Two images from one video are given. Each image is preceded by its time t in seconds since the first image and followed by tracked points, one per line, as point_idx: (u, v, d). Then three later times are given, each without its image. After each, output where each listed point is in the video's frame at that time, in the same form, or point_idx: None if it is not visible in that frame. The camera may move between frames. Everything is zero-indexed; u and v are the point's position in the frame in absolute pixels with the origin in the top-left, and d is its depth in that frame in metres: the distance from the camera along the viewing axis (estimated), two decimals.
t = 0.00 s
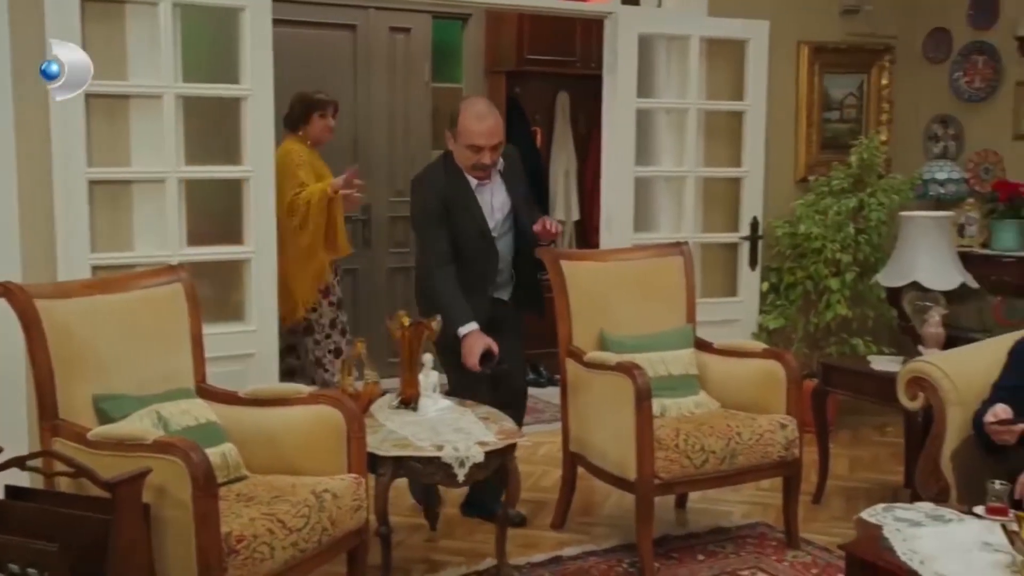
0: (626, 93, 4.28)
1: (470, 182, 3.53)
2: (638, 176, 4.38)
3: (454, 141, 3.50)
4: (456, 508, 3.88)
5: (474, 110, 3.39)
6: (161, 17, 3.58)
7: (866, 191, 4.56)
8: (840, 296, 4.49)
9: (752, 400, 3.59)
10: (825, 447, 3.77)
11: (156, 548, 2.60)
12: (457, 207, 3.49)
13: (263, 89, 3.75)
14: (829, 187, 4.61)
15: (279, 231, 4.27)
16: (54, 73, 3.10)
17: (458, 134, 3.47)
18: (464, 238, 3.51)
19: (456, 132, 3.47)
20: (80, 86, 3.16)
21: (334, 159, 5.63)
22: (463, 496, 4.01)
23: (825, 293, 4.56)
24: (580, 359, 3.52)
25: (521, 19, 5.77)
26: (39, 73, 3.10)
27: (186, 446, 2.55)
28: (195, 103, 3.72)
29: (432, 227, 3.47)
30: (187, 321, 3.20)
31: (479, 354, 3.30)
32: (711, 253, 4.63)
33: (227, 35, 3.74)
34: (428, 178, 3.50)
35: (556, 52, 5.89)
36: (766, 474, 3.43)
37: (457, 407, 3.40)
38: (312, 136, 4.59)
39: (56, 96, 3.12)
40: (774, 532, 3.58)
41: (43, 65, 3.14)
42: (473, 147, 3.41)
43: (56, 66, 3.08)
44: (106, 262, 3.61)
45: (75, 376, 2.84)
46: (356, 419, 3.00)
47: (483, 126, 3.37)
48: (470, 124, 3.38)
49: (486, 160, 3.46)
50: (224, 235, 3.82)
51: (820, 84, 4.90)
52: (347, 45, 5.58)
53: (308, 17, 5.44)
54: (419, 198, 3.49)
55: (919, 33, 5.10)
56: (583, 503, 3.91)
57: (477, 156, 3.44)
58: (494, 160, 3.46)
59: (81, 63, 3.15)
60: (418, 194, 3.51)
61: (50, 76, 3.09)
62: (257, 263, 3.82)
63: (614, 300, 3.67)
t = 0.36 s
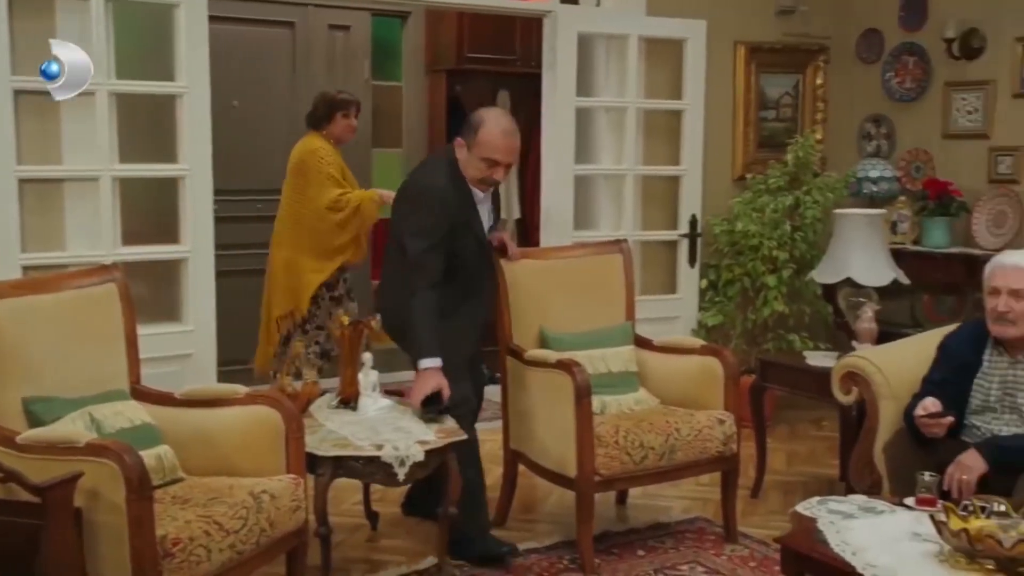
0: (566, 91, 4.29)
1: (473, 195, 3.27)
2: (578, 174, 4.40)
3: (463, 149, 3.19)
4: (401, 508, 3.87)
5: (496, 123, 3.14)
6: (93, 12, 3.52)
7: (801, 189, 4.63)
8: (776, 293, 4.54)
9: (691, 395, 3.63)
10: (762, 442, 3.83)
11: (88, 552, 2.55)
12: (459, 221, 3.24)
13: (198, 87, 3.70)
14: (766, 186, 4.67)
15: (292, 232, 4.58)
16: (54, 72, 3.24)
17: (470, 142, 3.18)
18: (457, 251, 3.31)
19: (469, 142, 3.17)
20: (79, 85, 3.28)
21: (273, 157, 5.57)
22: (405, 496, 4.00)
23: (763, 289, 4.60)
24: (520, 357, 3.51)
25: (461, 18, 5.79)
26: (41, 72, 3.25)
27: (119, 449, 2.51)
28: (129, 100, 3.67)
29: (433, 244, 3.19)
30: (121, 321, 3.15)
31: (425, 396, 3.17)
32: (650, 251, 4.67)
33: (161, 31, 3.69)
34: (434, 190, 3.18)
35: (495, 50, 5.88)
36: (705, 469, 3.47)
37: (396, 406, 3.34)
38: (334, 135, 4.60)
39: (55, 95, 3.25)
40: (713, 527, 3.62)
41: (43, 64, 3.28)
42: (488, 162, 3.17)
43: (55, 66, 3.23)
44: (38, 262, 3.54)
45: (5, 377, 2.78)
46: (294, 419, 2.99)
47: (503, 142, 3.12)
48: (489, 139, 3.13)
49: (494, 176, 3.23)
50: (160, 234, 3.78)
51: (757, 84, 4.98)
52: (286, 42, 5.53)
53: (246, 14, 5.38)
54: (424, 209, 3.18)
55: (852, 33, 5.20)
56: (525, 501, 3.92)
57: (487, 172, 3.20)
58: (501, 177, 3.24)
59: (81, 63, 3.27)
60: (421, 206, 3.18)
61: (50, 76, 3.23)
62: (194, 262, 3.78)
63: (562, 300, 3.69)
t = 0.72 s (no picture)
0: (499, 90, 4.30)
1: (450, 206, 3.14)
2: (512, 173, 4.41)
3: (450, 159, 3.07)
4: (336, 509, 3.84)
5: (486, 131, 3.04)
6: (14, 7, 3.44)
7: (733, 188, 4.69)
8: (709, 291, 4.59)
9: (626, 392, 3.65)
10: (695, 438, 3.87)
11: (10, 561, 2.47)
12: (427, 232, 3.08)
13: (125, 84, 3.64)
14: (698, 184, 4.72)
15: (306, 232, 4.52)
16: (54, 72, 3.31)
17: (456, 152, 3.07)
18: (422, 261, 3.16)
19: (457, 152, 3.06)
20: (79, 86, 3.35)
21: (205, 156, 5.50)
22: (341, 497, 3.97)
23: (696, 288, 4.65)
24: (455, 357, 3.50)
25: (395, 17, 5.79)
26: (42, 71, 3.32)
27: (42, 454, 2.45)
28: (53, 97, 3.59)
29: (402, 256, 3.03)
30: (46, 323, 3.07)
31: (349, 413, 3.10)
32: (584, 250, 4.70)
33: (87, 28, 3.62)
34: (409, 201, 3.02)
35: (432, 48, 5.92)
36: (639, 466, 3.49)
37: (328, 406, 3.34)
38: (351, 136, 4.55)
39: (55, 95, 3.32)
40: (647, 523, 3.64)
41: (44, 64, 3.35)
42: (475, 171, 3.07)
43: (55, 66, 3.30)
44: None
45: None
46: (225, 421, 2.95)
47: (494, 152, 3.04)
48: (478, 146, 3.03)
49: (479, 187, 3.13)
50: (86, 235, 3.70)
51: (689, 84, 5.09)
52: (216, 40, 5.46)
53: (177, 11, 5.30)
54: (393, 215, 3.01)
55: (782, 35, 5.29)
56: (460, 500, 3.92)
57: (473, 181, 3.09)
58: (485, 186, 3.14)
59: (80, 63, 3.33)
60: (396, 217, 3.01)
61: (50, 76, 3.31)
62: (122, 263, 3.71)
63: (498, 308, 3.68)
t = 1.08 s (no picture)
0: (447, 89, 4.29)
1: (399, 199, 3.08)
2: (461, 172, 4.40)
3: (399, 152, 3.01)
4: (285, 510, 3.82)
5: (431, 119, 2.96)
6: None
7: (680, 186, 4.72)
8: (658, 288, 4.62)
9: (576, 391, 3.66)
10: (645, 435, 3.89)
11: None
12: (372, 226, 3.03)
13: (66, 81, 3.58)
14: (646, 183, 4.74)
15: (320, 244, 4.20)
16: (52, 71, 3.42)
17: (404, 143, 3.00)
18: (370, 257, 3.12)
19: (404, 144, 2.99)
20: (80, 84, 3.48)
21: (150, 154, 5.43)
22: (290, 498, 3.95)
23: (645, 285, 4.68)
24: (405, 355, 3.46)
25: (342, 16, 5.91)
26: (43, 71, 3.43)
27: None
28: None
29: (345, 250, 2.98)
30: None
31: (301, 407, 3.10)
32: (533, 247, 4.71)
33: (26, 24, 3.55)
34: (352, 194, 2.97)
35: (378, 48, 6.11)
36: (589, 463, 3.50)
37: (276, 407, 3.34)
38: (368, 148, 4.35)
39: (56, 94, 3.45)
40: (597, 520, 3.66)
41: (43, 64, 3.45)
42: (427, 159, 2.99)
43: (55, 66, 3.41)
44: None
45: None
46: (170, 422, 2.91)
47: (443, 138, 2.96)
48: (427, 133, 2.95)
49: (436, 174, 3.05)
50: (27, 234, 3.64)
51: (637, 83, 5.12)
52: (160, 37, 5.39)
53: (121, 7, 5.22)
54: (336, 208, 2.97)
55: (729, 34, 5.34)
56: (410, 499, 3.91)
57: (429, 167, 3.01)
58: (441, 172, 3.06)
59: (80, 63, 3.46)
60: (337, 209, 2.97)
61: (51, 76, 3.42)
62: (64, 263, 3.65)
63: (448, 306, 3.67)
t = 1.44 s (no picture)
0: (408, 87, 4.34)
1: (370, 156, 2.99)
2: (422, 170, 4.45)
3: (366, 108, 2.93)
4: (248, 504, 3.85)
5: (388, 67, 2.89)
6: None
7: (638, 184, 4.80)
8: (617, 284, 4.71)
9: (535, 384, 3.71)
10: (604, 427, 3.95)
11: None
12: (348, 189, 2.94)
13: (27, 78, 3.59)
14: (605, 181, 4.82)
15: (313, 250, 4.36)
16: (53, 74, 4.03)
17: (369, 97, 2.92)
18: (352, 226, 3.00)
19: (369, 97, 2.91)
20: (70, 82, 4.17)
21: (112, 153, 5.42)
22: (253, 492, 3.97)
23: (604, 281, 4.76)
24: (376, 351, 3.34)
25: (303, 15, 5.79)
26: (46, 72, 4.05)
27: None
28: None
29: (317, 208, 2.90)
30: None
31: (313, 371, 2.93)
32: (494, 244, 4.77)
33: None
34: (319, 153, 2.91)
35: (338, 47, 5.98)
36: (549, 454, 3.56)
37: (238, 401, 3.36)
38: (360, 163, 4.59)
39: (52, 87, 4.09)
40: (557, 511, 3.72)
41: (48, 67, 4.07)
42: (393, 109, 2.90)
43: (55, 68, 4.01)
44: None
45: None
46: (131, 417, 2.92)
47: (405, 82, 2.88)
48: (388, 81, 2.88)
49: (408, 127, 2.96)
50: None
51: (596, 82, 5.20)
52: (121, 36, 5.39)
53: (82, 7, 5.22)
54: (304, 173, 2.91)
55: (685, 36, 5.44)
56: (373, 493, 3.94)
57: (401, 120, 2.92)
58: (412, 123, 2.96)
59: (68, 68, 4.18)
60: (302, 173, 2.91)
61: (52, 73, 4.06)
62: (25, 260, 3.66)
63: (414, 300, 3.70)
